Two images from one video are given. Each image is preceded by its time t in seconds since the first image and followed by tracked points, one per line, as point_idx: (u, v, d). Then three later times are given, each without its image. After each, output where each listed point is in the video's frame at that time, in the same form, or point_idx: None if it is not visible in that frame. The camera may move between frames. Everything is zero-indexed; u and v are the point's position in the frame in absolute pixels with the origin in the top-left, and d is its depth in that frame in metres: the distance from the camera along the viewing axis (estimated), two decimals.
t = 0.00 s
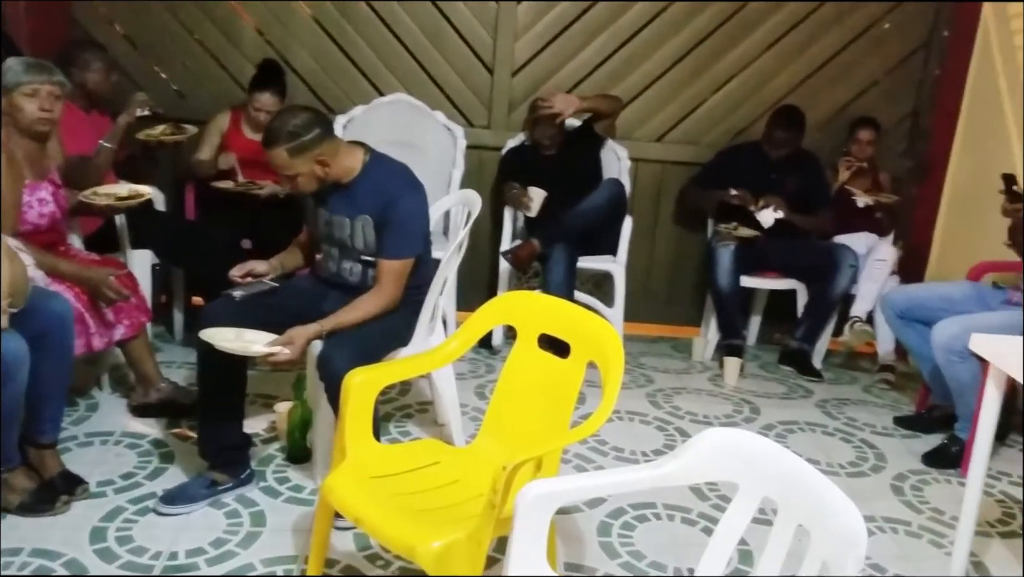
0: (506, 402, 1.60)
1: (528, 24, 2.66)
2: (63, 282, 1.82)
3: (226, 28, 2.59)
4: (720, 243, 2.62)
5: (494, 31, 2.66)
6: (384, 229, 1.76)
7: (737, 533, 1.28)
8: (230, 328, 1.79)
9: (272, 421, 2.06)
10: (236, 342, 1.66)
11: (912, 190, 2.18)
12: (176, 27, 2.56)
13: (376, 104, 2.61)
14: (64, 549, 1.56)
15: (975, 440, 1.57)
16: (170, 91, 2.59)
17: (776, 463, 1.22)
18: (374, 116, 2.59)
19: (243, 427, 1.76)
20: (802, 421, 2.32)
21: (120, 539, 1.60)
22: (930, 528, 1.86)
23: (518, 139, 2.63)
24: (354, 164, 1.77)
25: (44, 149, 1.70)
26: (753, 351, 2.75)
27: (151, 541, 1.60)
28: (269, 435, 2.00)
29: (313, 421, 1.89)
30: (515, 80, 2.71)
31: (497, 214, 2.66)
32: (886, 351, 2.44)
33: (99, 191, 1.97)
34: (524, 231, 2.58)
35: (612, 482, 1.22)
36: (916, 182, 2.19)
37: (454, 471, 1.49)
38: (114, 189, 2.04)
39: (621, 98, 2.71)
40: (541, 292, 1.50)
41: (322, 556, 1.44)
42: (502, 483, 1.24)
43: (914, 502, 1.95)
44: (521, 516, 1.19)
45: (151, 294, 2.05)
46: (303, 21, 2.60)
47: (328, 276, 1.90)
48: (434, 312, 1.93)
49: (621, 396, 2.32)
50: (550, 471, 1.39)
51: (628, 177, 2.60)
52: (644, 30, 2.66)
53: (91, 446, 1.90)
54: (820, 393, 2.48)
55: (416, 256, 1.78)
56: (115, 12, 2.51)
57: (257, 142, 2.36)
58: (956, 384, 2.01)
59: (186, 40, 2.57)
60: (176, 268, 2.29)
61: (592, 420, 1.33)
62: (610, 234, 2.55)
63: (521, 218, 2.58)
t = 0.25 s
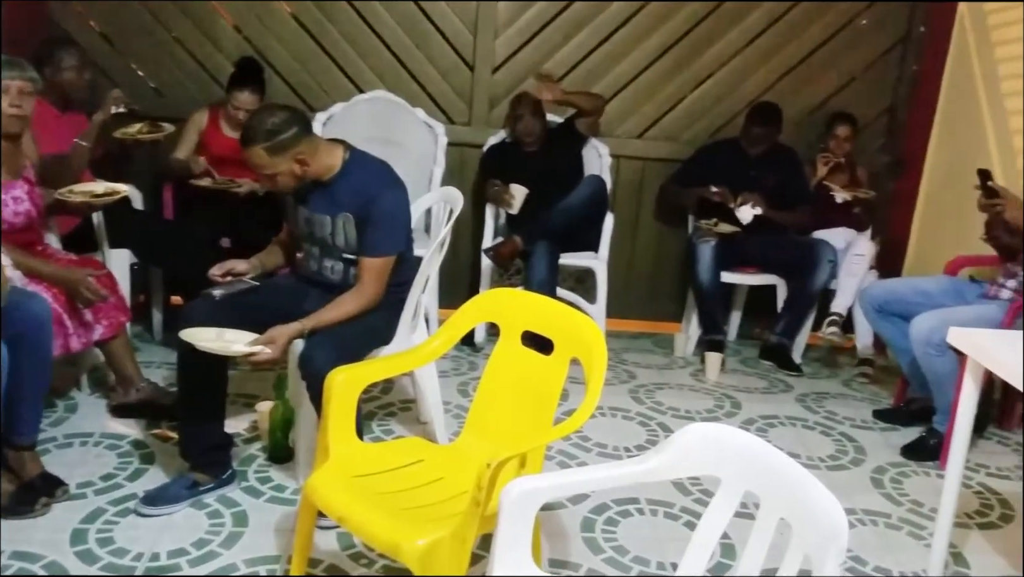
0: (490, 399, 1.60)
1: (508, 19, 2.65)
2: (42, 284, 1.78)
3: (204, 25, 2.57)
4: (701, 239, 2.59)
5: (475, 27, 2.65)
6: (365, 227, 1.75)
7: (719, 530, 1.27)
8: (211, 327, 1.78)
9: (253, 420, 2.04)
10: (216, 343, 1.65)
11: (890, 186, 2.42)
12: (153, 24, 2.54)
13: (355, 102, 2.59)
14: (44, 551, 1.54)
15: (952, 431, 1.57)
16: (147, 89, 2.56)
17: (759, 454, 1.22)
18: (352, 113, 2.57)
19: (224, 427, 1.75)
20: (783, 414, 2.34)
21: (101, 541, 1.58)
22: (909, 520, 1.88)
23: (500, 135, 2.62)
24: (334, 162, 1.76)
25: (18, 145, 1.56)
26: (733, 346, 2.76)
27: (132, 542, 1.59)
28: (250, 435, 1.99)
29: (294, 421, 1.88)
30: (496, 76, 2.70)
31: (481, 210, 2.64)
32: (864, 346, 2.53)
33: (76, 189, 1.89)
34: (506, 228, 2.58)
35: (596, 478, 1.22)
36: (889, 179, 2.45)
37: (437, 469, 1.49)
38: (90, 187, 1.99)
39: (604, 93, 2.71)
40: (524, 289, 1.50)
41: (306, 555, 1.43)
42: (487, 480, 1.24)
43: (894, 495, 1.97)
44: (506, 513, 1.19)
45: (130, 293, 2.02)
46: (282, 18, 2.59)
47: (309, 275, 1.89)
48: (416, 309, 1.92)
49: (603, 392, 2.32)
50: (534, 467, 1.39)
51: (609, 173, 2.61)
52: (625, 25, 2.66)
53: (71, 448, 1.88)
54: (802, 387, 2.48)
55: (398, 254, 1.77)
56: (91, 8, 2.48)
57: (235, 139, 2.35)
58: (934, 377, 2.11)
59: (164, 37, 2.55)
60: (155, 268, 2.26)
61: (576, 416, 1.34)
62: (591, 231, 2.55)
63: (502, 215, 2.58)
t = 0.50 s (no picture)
0: (474, 397, 1.60)
1: (489, 17, 2.65)
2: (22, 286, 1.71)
3: (181, 23, 2.54)
4: (682, 236, 2.60)
5: (456, 25, 2.65)
6: (346, 226, 1.74)
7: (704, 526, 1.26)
8: (191, 328, 1.76)
9: (235, 421, 2.03)
10: (198, 343, 1.63)
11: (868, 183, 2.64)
12: (130, 22, 2.51)
13: (336, 100, 2.59)
14: (24, 555, 1.52)
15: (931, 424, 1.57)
16: (125, 87, 2.54)
17: (740, 449, 1.22)
18: (332, 111, 2.57)
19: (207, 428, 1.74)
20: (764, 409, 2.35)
21: (82, 544, 1.56)
22: (891, 513, 1.90)
23: (482, 133, 2.62)
24: (315, 161, 1.75)
25: None
26: (715, 342, 2.78)
27: (115, 545, 1.57)
28: (232, 435, 1.98)
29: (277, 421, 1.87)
30: (477, 74, 2.69)
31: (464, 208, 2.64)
32: (846, 342, 2.57)
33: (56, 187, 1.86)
34: (489, 226, 2.58)
35: (581, 475, 1.22)
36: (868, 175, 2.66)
37: (423, 468, 1.49)
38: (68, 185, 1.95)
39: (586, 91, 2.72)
40: (508, 287, 1.50)
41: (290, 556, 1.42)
42: (472, 478, 1.23)
43: (875, 488, 1.99)
44: (491, 511, 1.18)
45: (108, 294, 2.00)
46: (260, 16, 2.58)
47: (291, 274, 1.88)
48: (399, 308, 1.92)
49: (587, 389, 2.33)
50: (519, 466, 1.39)
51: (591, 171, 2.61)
52: (606, 22, 2.67)
53: (50, 450, 1.85)
54: (783, 381, 2.50)
55: (380, 253, 1.77)
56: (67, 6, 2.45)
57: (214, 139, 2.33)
58: (913, 370, 2.14)
59: (141, 35, 2.52)
60: (134, 268, 2.24)
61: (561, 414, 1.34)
62: (574, 229, 2.56)
63: (485, 213, 2.58)
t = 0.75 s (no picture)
0: (460, 396, 1.60)
1: (470, 15, 2.66)
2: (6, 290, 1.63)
3: (160, 22, 2.52)
4: (665, 233, 2.64)
5: (437, 23, 2.65)
6: (329, 225, 1.73)
7: (689, 521, 1.27)
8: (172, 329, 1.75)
9: (218, 422, 2.02)
10: (180, 344, 1.62)
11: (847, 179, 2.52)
12: (108, 21, 2.49)
13: (316, 98, 2.58)
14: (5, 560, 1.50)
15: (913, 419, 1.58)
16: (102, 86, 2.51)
17: (726, 444, 1.23)
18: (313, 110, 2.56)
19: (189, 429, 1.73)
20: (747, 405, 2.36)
21: (65, 547, 1.55)
22: (872, 507, 1.92)
23: (465, 131, 2.62)
24: (296, 160, 1.74)
25: None
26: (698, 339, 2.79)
27: (97, 548, 1.56)
28: (215, 436, 1.97)
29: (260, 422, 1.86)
30: (458, 72, 2.69)
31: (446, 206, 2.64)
32: (823, 338, 2.54)
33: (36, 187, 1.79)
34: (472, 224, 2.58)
35: (568, 473, 1.22)
36: (848, 171, 2.55)
37: (408, 467, 1.48)
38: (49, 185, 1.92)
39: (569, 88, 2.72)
40: (493, 286, 1.50)
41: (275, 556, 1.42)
42: (459, 477, 1.23)
43: (856, 482, 2.01)
44: (478, 509, 1.18)
45: (88, 294, 1.98)
46: (240, 14, 2.57)
47: (273, 274, 1.87)
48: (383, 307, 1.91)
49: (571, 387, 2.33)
50: (505, 464, 1.39)
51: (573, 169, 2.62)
52: (588, 20, 2.68)
53: (31, 452, 1.81)
54: (765, 376, 2.52)
55: (363, 252, 1.76)
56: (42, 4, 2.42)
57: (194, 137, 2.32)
58: (893, 366, 2.18)
59: (118, 34, 2.50)
60: (115, 269, 2.22)
61: (547, 411, 1.34)
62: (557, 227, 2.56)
63: (468, 211, 2.58)
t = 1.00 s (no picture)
0: (432, 396, 1.60)
1: (437, 13, 2.65)
2: None
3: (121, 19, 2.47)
4: (635, 231, 2.66)
5: (404, 21, 2.64)
6: (297, 225, 1.72)
7: (662, 517, 1.28)
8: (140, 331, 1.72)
9: (186, 425, 1.99)
10: (147, 346, 1.60)
11: (812, 175, 2.48)
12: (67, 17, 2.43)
13: (283, 96, 2.56)
14: None
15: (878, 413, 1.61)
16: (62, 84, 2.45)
17: (700, 440, 1.24)
18: (279, 108, 2.54)
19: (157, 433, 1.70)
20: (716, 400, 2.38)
21: (31, 553, 1.52)
22: (840, 499, 1.94)
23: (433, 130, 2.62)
24: (263, 159, 1.72)
25: None
26: (667, 336, 2.81)
27: (64, 554, 1.53)
28: (183, 439, 1.94)
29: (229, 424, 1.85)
30: (426, 71, 2.69)
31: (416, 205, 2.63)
32: (791, 333, 2.59)
33: None
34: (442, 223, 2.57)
35: (543, 471, 1.22)
36: (814, 168, 2.50)
37: (381, 467, 1.48)
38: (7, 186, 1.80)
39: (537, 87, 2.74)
40: (465, 284, 1.50)
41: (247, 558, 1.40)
42: (433, 477, 1.23)
43: (824, 475, 2.04)
44: (452, 509, 1.18)
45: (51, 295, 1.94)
46: (203, 13, 2.54)
47: (241, 275, 1.85)
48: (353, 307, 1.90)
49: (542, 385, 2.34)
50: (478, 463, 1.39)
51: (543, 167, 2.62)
52: (555, 19, 2.70)
53: None
54: (732, 372, 2.55)
55: (332, 251, 1.75)
56: None
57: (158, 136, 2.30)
58: (859, 361, 2.23)
59: (78, 30, 2.44)
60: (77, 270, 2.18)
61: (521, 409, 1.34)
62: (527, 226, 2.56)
63: (437, 210, 2.58)
